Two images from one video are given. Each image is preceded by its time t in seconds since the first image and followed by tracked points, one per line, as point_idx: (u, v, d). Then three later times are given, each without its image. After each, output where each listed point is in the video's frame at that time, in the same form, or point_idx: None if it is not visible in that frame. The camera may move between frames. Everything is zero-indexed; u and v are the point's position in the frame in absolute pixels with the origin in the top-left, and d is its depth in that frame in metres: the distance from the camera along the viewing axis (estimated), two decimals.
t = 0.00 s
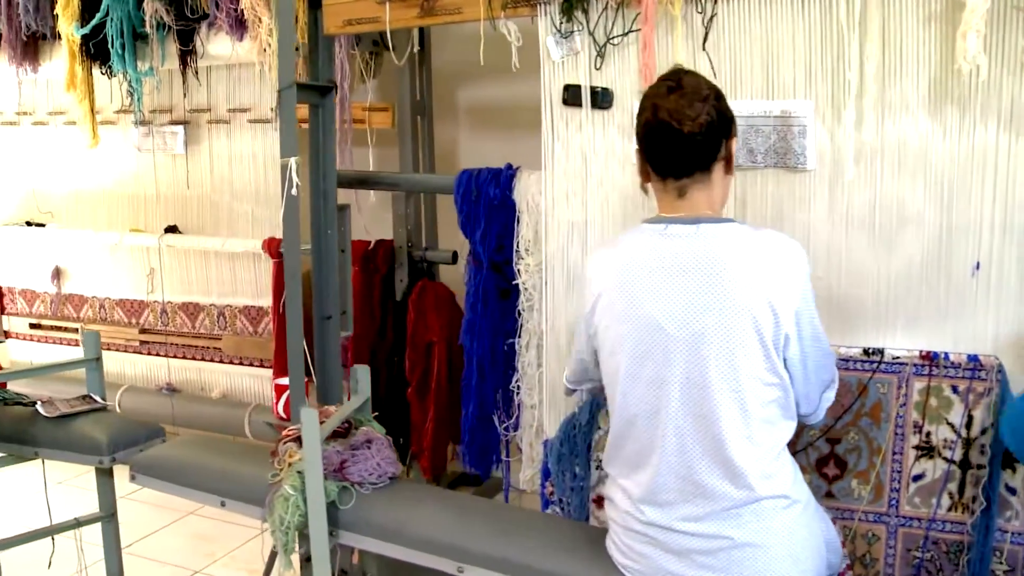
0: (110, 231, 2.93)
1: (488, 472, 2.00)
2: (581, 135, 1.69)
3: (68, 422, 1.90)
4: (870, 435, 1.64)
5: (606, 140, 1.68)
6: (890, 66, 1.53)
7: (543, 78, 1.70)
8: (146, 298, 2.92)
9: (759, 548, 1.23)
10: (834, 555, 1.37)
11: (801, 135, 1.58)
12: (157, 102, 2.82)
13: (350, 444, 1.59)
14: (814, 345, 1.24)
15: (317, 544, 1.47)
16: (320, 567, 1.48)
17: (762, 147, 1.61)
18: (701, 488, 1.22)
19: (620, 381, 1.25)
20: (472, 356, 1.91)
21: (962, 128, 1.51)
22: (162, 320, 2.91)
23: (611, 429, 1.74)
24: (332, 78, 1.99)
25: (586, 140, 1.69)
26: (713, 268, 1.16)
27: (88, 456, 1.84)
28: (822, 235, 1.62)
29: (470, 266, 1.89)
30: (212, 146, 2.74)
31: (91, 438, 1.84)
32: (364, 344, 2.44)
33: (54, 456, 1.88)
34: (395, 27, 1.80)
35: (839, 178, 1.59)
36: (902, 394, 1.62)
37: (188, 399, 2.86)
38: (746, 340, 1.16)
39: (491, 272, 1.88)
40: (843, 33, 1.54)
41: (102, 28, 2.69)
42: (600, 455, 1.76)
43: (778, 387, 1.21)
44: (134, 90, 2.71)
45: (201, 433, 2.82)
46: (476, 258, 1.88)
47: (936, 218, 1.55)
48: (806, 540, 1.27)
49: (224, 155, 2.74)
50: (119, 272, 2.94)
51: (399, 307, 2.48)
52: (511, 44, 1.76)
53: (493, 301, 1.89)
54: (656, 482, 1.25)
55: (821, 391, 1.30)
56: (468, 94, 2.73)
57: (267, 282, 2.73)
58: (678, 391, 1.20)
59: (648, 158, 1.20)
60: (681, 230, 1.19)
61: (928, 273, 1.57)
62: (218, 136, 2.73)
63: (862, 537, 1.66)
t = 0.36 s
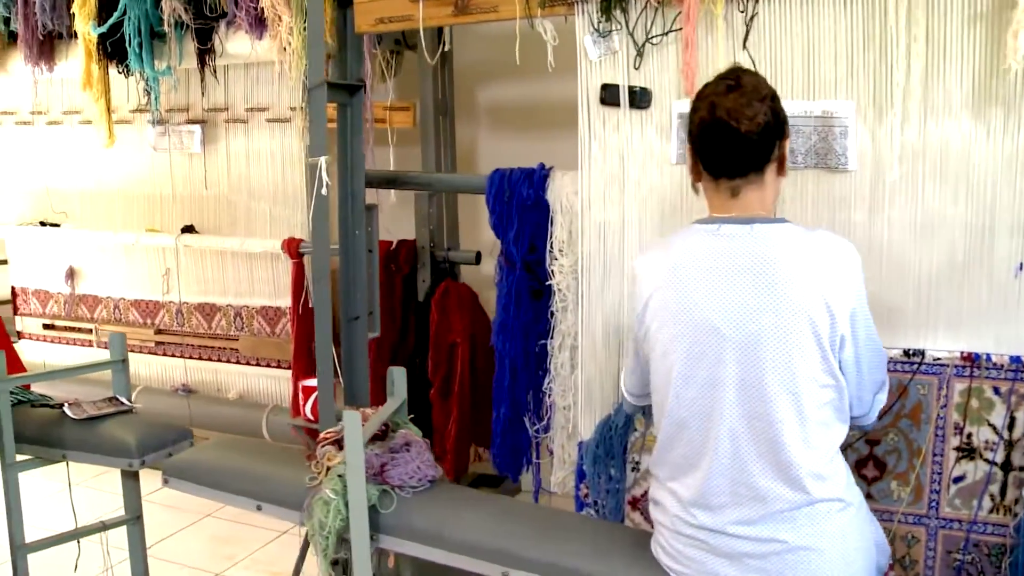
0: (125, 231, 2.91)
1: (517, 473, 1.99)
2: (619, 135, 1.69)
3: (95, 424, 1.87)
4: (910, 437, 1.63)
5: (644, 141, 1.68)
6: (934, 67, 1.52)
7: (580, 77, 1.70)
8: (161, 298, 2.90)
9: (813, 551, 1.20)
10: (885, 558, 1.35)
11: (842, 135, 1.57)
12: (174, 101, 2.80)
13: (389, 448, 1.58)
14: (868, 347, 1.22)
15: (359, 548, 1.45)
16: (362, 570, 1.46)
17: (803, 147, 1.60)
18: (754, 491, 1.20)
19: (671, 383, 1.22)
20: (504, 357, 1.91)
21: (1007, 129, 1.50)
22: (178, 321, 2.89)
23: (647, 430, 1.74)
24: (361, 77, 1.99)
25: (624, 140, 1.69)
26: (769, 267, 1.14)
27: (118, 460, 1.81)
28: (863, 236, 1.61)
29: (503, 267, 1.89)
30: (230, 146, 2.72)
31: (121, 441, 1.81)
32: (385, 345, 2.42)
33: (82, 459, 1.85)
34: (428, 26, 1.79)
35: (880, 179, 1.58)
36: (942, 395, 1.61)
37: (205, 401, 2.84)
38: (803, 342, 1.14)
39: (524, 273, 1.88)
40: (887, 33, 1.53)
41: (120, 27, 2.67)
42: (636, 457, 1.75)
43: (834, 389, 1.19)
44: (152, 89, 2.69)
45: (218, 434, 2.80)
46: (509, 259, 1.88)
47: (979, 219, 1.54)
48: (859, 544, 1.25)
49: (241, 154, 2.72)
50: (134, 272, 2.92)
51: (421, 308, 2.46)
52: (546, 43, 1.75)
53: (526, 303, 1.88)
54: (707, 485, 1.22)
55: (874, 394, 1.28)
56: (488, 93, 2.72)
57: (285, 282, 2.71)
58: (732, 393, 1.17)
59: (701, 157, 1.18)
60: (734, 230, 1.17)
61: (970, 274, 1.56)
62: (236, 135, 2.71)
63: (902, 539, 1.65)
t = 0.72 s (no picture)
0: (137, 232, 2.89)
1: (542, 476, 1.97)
2: (649, 135, 1.69)
3: (119, 427, 1.86)
4: (943, 438, 1.62)
5: (674, 141, 1.67)
6: (971, 67, 1.51)
7: (611, 77, 1.69)
8: (174, 299, 2.88)
9: (860, 554, 1.20)
10: (928, 563, 1.34)
11: (876, 136, 1.57)
12: (187, 101, 2.79)
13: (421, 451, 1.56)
14: (918, 349, 1.21)
15: (394, 552, 1.44)
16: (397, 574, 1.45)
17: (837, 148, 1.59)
18: (803, 492, 1.19)
19: (720, 384, 1.21)
20: (531, 359, 1.90)
21: None
22: (191, 322, 2.87)
23: (677, 433, 1.75)
24: (384, 76, 1.98)
25: (655, 140, 1.68)
26: (823, 268, 1.14)
27: (142, 463, 1.79)
28: (896, 237, 1.60)
29: (529, 267, 1.88)
30: (244, 146, 2.71)
31: (146, 444, 1.79)
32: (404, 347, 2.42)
33: (106, 462, 1.84)
34: (456, 25, 1.78)
35: (914, 180, 1.57)
36: (976, 397, 1.60)
37: (218, 402, 2.82)
38: (857, 342, 1.14)
39: (552, 275, 1.87)
40: (923, 34, 1.53)
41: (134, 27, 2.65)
42: (665, 459, 1.74)
43: (884, 390, 1.19)
44: (166, 89, 2.67)
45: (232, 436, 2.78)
46: (536, 261, 1.87)
47: (1015, 221, 1.53)
48: (904, 547, 1.25)
49: (255, 154, 2.70)
50: (146, 273, 2.90)
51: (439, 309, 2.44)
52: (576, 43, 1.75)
53: (553, 305, 1.87)
54: (755, 488, 1.21)
55: (921, 397, 1.27)
56: (503, 94, 2.72)
57: (300, 283, 2.69)
58: (785, 393, 1.16)
59: (751, 159, 1.17)
60: (785, 230, 1.16)
61: (1006, 276, 1.55)
62: (250, 135, 2.69)
63: (935, 541, 1.64)
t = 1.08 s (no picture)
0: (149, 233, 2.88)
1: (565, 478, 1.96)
2: (677, 136, 1.68)
3: (140, 430, 1.85)
4: (972, 440, 1.61)
5: (702, 142, 1.67)
6: (1005, 67, 1.50)
7: (638, 77, 1.69)
8: (185, 300, 2.86)
9: (902, 555, 1.19)
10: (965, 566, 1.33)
11: (906, 137, 1.55)
12: (200, 101, 2.77)
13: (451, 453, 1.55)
14: (964, 350, 1.20)
15: (426, 556, 1.43)
16: None
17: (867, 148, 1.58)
18: (844, 494, 1.18)
19: (761, 386, 1.20)
20: (556, 360, 1.90)
21: None
22: (203, 324, 2.85)
23: (704, 434, 1.72)
24: (405, 76, 1.96)
25: (683, 141, 1.68)
26: (865, 269, 1.13)
27: (164, 466, 1.78)
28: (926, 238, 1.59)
29: (553, 269, 1.88)
30: (257, 145, 2.69)
31: (168, 447, 1.78)
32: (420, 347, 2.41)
33: (127, 465, 1.82)
34: (481, 25, 1.77)
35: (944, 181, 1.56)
36: (1007, 398, 1.59)
37: (230, 404, 2.80)
38: (900, 342, 1.13)
39: (576, 276, 1.86)
40: (955, 34, 1.52)
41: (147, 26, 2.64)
42: (692, 461, 1.74)
43: (927, 390, 1.18)
44: (179, 89, 2.66)
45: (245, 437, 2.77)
46: (560, 262, 1.87)
47: None
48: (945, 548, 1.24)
49: (268, 154, 2.69)
50: (157, 273, 2.88)
51: (456, 310, 2.43)
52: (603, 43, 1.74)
53: (578, 306, 1.87)
54: (796, 490, 1.20)
55: (965, 397, 1.26)
56: (518, 94, 2.71)
57: (314, 284, 2.68)
58: (827, 395, 1.15)
59: (789, 159, 1.17)
60: (826, 232, 1.16)
61: None
62: (263, 135, 2.68)
63: (964, 542, 1.64)
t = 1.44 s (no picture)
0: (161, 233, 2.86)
1: (589, 479, 1.95)
2: (707, 138, 1.68)
3: (164, 432, 1.83)
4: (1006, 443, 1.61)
5: (732, 143, 1.67)
6: None
7: (668, 77, 1.69)
8: (198, 301, 2.85)
9: (946, 562, 1.15)
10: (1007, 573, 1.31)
11: (939, 139, 1.55)
12: (214, 102, 2.76)
13: (484, 456, 1.54)
14: None
15: (461, 560, 1.41)
16: None
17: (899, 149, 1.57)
18: (886, 497, 1.15)
19: (804, 387, 1.18)
20: (582, 362, 1.89)
21: None
22: (216, 325, 2.84)
23: (733, 435, 1.72)
24: (429, 77, 1.95)
25: (713, 142, 1.68)
26: (912, 269, 1.11)
27: (189, 469, 1.76)
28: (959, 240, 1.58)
29: (579, 270, 1.87)
30: (272, 145, 2.68)
31: (193, 450, 1.76)
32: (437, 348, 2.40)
33: (151, 468, 1.81)
34: (508, 25, 1.76)
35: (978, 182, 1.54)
36: None
37: (245, 405, 2.80)
38: (946, 344, 1.10)
39: (602, 277, 1.86)
40: (990, 35, 1.50)
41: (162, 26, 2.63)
42: (721, 462, 1.73)
43: (985, 400, 1.13)
44: (194, 89, 2.65)
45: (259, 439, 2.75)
46: (587, 263, 1.86)
47: None
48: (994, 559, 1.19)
49: (282, 154, 2.67)
50: (170, 274, 2.87)
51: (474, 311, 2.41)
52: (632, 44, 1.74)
53: (604, 307, 1.86)
54: (836, 492, 1.17)
55: None
56: (533, 94, 2.70)
57: (329, 285, 2.66)
58: (869, 395, 1.13)
59: (841, 164, 1.16)
60: (876, 234, 1.14)
61: None
62: (278, 135, 2.67)
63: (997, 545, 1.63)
